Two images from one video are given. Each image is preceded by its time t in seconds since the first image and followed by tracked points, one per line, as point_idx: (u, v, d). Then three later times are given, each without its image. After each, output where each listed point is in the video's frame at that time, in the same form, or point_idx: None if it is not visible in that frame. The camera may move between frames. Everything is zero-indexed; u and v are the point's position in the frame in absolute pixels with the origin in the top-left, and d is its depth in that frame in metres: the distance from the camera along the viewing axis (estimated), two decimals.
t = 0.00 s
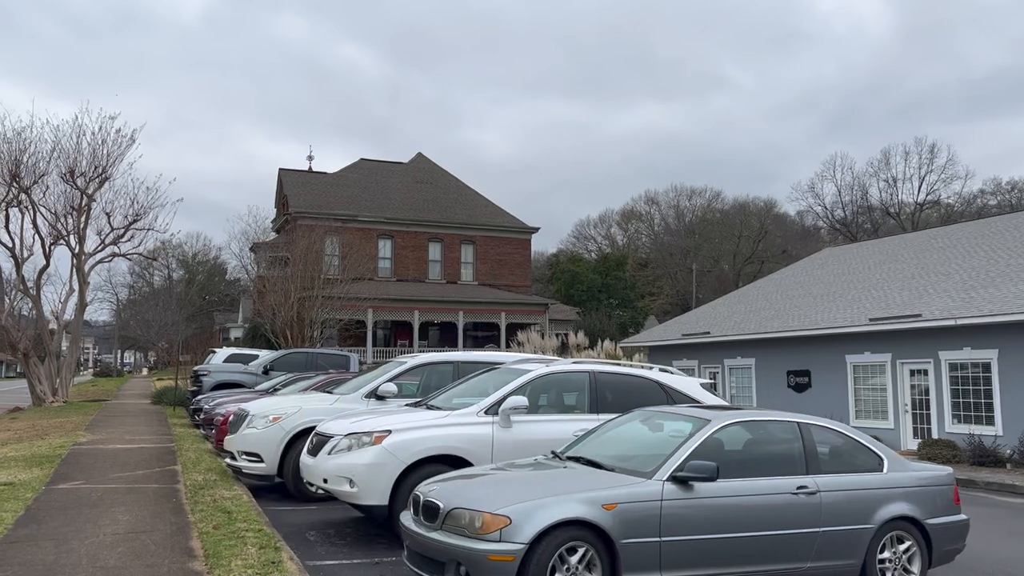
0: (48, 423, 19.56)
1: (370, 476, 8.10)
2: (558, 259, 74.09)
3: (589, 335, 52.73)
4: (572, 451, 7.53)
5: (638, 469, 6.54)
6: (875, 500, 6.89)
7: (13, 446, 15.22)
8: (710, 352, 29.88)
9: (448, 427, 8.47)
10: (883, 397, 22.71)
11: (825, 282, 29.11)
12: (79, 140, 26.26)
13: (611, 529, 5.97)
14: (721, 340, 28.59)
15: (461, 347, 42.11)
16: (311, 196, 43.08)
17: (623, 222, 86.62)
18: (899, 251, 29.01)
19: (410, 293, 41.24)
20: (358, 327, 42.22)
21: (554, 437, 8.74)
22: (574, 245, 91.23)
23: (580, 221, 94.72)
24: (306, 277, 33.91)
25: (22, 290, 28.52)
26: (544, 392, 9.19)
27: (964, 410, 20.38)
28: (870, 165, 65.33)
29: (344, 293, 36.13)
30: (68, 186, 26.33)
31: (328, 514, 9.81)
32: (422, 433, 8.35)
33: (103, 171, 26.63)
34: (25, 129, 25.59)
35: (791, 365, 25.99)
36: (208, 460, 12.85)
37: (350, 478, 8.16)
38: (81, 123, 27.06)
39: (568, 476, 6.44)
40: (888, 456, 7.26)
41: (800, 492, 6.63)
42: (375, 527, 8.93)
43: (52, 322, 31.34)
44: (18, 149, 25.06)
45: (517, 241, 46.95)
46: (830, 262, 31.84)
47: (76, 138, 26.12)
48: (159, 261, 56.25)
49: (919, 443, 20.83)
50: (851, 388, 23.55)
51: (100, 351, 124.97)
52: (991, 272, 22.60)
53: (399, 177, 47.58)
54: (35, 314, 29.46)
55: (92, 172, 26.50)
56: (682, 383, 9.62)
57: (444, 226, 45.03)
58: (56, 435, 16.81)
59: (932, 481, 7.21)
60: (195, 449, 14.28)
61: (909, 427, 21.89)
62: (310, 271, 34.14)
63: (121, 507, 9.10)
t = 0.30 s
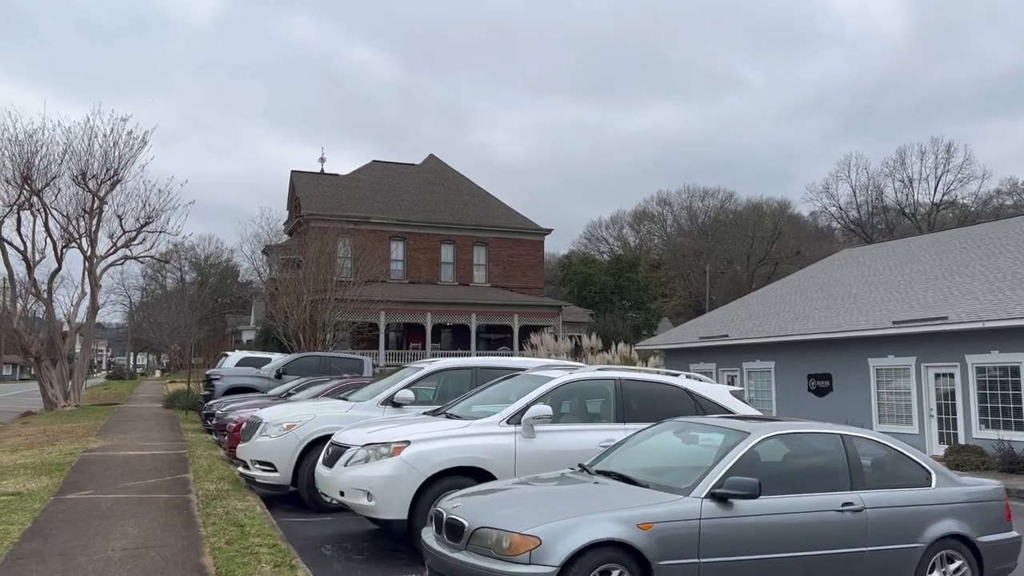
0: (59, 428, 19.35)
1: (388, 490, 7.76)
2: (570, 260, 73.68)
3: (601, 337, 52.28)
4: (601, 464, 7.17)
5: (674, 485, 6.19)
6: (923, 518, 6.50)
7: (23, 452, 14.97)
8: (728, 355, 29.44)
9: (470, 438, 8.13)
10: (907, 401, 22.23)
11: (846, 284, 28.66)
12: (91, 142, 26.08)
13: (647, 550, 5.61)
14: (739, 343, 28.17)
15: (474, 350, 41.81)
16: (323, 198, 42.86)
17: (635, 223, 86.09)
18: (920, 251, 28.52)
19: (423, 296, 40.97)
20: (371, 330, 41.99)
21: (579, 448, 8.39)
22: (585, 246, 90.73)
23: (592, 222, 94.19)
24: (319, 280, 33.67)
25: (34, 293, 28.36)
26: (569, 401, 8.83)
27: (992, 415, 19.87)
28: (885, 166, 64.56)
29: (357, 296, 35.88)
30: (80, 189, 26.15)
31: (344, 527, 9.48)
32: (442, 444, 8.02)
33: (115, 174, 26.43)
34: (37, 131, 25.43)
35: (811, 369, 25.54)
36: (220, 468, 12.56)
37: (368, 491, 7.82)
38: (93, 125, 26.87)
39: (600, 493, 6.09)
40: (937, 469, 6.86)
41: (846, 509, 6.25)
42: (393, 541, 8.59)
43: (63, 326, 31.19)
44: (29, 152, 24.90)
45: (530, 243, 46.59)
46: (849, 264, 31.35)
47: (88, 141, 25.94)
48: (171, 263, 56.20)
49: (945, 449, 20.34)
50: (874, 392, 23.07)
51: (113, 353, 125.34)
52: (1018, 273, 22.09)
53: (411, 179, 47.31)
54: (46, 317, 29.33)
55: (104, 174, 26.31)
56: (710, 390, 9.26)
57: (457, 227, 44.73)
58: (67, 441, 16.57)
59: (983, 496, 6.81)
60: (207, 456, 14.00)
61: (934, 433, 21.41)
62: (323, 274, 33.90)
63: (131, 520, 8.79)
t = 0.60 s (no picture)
0: (74, 430, 19.16)
1: (414, 494, 7.46)
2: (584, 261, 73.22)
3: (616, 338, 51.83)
4: (637, 468, 6.85)
5: (718, 491, 5.86)
6: (983, 526, 6.14)
7: (37, 454, 14.75)
8: (749, 356, 29.02)
9: (497, 441, 7.82)
10: (934, 402, 21.76)
11: (868, 283, 28.16)
12: (107, 142, 25.95)
13: (694, 560, 5.28)
14: (760, 344, 27.74)
15: (489, 351, 41.49)
16: (338, 199, 42.66)
17: (649, 224, 85.54)
18: (944, 250, 27.97)
19: (438, 296, 40.70)
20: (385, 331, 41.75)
21: (610, 451, 8.08)
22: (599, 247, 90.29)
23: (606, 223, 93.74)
24: (334, 280, 33.43)
25: (49, 294, 28.23)
26: (600, 401, 8.50)
27: None
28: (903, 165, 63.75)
29: (372, 297, 35.64)
30: (95, 188, 26.02)
31: (366, 532, 9.17)
32: (469, 447, 7.71)
33: (130, 174, 26.28)
34: (52, 131, 25.30)
35: (835, 370, 25.10)
36: (237, 471, 12.31)
37: (393, 496, 7.53)
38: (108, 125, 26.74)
39: (642, 499, 5.76)
40: (995, 475, 6.49)
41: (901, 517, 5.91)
42: (419, 547, 8.28)
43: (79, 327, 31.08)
44: (44, 152, 24.77)
45: (544, 243, 46.23)
46: (871, 263, 30.86)
47: (103, 140, 25.82)
48: (186, 264, 56.16)
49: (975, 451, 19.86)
50: (899, 393, 22.62)
51: (127, 355, 125.77)
52: None
53: (425, 179, 47.05)
54: (62, 318, 29.22)
55: (119, 174, 26.18)
56: (744, 390, 8.92)
57: (471, 228, 44.45)
58: (82, 443, 16.36)
59: None
60: (224, 458, 13.76)
61: (962, 434, 20.94)
62: (338, 274, 33.67)
63: (148, 525, 8.51)
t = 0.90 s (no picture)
0: (90, 434, 18.98)
1: (439, 506, 7.15)
2: (599, 263, 72.82)
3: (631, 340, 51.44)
4: (675, 480, 6.50)
5: (766, 505, 5.51)
6: None
7: (51, 460, 14.53)
8: (770, 358, 28.57)
9: (526, 449, 7.49)
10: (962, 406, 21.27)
11: (891, 285, 27.64)
12: (122, 144, 25.81)
13: None
14: (781, 346, 27.32)
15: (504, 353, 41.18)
16: (352, 201, 42.47)
17: (663, 225, 85.00)
18: (969, 251, 27.41)
19: (453, 298, 40.46)
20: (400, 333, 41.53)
21: (643, 460, 7.73)
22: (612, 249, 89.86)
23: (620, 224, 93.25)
24: (350, 282, 33.19)
25: (64, 296, 28.12)
26: (632, 408, 8.15)
27: None
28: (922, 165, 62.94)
29: (388, 299, 35.40)
30: (110, 190, 25.88)
31: (388, 543, 8.87)
32: (496, 454, 7.39)
33: (145, 175, 26.12)
34: (67, 133, 25.17)
35: (858, 373, 24.63)
36: (254, 476, 12.05)
37: (417, 507, 7.21)
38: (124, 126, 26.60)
39: (685, 515, 5.41)
40: None
41: (962, 533, 5.54)
42: (442, 560, 7.96)
43: (94, 330, 30.96)
44: (59, 153, 24.63)
45: (559, 245, 45.87)
46: (895, 263, 30.32)
47: (118, 142, 25.69)
48: (201, 266, 56.14)
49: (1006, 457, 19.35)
50: (926, 396, 22.14)
51: (142, 357, 126.27)
52: None
53: (440, 181, 46.80)
54: (78, 320, 29.12)
55: (134, 176, 26.02)
56: (781, 397, 8.56)
57: (486, 229, 44.18)
58: (97, 447, 16.17)
59: None
60: (241, 463, 13.51)
61: (992, 439, 20.43)
62: (353, 276, 33.45)
63: (163, 535, 8.22)
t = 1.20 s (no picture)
0: (104, 434, 18.79)
1: (464, 510, 6.82)
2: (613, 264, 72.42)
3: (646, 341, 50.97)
4: (716, 484, 6.15)
5: (820, 512, 5.17)
6: None
7: (64, 461, 14.31)
8: (790, 359, 28.11)
9: (555, 450, 7.15)
10: (990, 407, 20.76)
11: (914, 284, 27.10)
12: (135, 143, 25.66)
13: None
14: (802, 347, 26.88)
15: (519, 354, 40.85)
16: (365, 202, 42.24)
17: (676, 226, 84.46)
18: (993, 249, 26.85)
19: (467, 299, 40.19)
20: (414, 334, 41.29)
21: (675, 462, 7.39)
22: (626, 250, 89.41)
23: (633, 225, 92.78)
24: (364, 282, 32.91)
25: (78, 296, 27.99)
26: (663, 407, 7.80)
27: None
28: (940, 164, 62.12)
29: (402, 299, 35.15)
30: (123, 189, 25.73)
31: (408, 547, 8.56)
32: (523, 457, 7.06)
33: (159, 174, 25.96)
34: (81, 132, 25.03)
35: (882, 374, 24.17)
36: (270, 478, 11.78)
37: (442, 511, 6.89)
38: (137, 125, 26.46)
39: (731, 523, 5.06)
40: None
41: None
42: (466, 566, 7.64)
43: (107, 330, 30.81)
44: (72, 153, 24.48)
45: (574, 245, 45.49)
46: (917, 262, 29.81)
47: (132, 141, 25.55)
48: (215, 267, 56.10)
49: None
50: (953, 396, 21.66)
51: (157, 358, 126.68)
52: None
53: (453, 181, 46.54)
54: (92, 321, 29.01)
55: (148, 175, 25.86)
56: (817, 396, 8.18)
57: (500, 229, 43.87)
58: (112, 448, 15.97)
59: None
60: (256, 465, 13.24)
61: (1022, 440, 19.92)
62: (368, 276, 33.19)
63: (176, 540, 7.94)
